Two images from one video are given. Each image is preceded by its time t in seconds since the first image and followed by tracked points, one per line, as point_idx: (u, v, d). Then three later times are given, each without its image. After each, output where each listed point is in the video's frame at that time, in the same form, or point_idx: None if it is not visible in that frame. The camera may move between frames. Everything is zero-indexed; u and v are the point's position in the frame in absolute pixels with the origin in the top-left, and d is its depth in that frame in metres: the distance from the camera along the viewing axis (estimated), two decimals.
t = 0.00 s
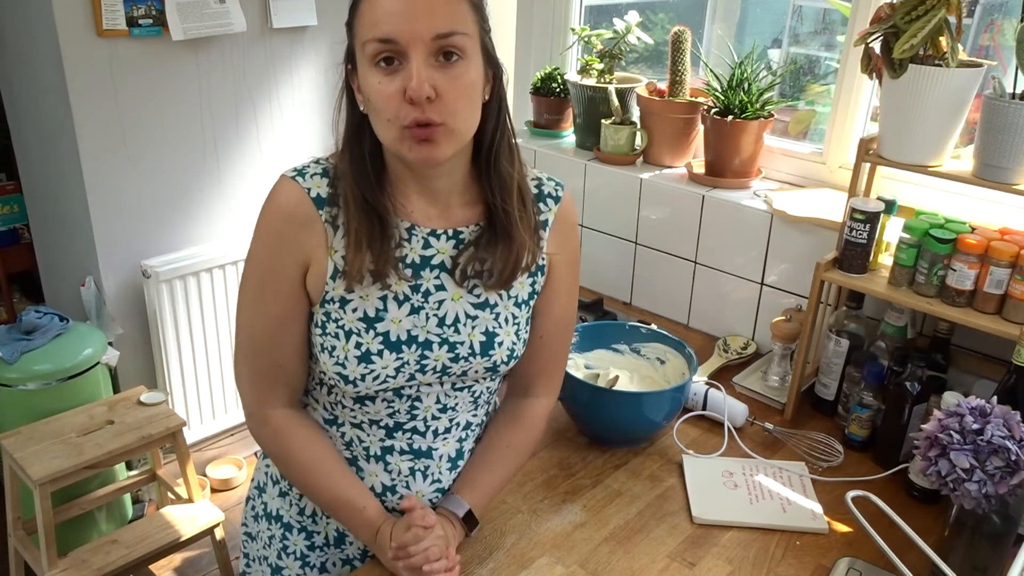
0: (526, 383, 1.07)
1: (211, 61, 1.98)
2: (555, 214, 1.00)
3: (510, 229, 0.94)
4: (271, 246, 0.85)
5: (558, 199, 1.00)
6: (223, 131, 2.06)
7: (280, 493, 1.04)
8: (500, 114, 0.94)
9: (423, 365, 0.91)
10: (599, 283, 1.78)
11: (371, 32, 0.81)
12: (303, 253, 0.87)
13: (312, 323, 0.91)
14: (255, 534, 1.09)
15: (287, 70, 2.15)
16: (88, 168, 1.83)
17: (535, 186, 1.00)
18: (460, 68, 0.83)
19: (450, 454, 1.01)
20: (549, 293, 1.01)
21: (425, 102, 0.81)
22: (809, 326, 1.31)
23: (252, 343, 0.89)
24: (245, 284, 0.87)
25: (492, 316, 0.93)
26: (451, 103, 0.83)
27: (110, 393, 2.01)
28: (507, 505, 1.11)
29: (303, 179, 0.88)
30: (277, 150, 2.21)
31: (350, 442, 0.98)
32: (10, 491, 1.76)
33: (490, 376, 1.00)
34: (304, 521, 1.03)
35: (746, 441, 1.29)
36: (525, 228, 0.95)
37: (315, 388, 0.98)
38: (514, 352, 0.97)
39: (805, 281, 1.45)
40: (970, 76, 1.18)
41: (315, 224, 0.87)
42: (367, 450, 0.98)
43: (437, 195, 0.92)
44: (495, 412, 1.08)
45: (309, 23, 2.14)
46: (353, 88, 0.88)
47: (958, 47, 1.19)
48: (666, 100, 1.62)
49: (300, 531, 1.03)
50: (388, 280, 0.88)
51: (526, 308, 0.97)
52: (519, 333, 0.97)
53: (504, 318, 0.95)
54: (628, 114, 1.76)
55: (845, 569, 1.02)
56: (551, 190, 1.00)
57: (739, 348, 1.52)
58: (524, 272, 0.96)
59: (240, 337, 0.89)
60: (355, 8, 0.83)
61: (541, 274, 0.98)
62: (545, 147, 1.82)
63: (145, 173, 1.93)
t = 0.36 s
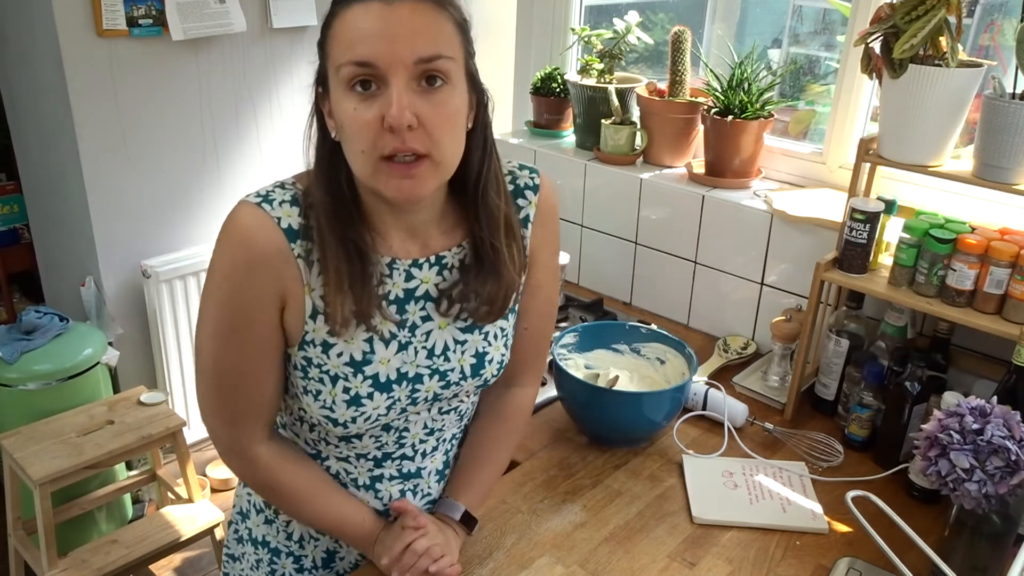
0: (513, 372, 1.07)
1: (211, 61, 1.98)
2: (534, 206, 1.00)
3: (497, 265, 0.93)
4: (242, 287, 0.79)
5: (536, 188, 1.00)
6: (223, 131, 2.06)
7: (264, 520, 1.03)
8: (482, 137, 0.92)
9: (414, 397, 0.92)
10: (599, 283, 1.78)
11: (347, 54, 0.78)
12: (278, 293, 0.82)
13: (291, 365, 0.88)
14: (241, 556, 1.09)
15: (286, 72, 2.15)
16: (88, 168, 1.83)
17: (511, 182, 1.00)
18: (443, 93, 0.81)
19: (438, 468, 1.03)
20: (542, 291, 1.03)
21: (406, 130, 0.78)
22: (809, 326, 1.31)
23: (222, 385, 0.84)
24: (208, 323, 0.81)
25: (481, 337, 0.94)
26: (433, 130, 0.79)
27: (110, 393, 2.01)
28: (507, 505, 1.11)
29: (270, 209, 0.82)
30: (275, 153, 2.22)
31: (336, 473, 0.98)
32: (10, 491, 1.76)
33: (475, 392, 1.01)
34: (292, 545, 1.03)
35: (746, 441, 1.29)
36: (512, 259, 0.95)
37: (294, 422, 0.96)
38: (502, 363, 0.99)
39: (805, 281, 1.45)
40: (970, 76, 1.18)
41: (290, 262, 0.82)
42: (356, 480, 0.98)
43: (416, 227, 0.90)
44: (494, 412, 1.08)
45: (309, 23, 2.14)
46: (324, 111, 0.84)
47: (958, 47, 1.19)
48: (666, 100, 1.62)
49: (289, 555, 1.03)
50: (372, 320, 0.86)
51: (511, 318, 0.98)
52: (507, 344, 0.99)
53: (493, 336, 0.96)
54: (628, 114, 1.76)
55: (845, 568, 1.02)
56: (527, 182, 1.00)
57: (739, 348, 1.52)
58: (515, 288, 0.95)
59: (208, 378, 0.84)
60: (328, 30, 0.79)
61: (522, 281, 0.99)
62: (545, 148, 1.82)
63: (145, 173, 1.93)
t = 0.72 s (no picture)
0: (509, 375, 1.07)
1: (211, 61, 1.98)
2: (521, 213, 0.98)
3: (454, 285, 0.91)
4: (220, 316, 0.79)
5: (521, 195, 0.98)
6: (223, 131, 2.06)
7: (259, 522, 1.04)
8: (455, 154, 0.90)
9: (399, 415, 0.92)
10: (599, 283, 1.78)
11: (310, 83, 0.75)
12: (254, 321, 0.81)
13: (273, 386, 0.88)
14: (236, 553, 1.09)
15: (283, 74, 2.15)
16: (88, 168, 1.83)
17: (495, 188, 0.97)
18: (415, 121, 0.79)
19: (430, 470, 1.03)
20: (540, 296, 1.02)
21: (375, 164, 0.76)
22: (809, 326, 1.31)
23: (204, 409, 0.84)
24: (186, 350, 0.80)
25: (467, 351, 0.94)
26: (405, 161, 0.78)
27: (110, 393, 2.01)
28: (507, 505, 1.11)
29: (242, 235, 0.81)
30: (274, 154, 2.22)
31: (328, 482, 0.98)
32: (10, 492, 1.76)
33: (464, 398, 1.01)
34: (283, 550, 1.03)
35: (746, 441, 1.29)
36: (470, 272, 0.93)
37: (283, 433, 0.96)
38: (490, 371, 0.99)
39: (805, 281, 1.45)
40: (970, 76, 1.18)
41: (263, 289, 0.81)
42: (347, 488, 0.98)
43: (391, 243, 0.89)
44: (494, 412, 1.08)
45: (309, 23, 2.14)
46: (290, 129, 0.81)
47: (958, 47, 1.19)
48: (666, 101, 1.62)
49: (281, 559, 1.03)
50: (351, 343, 0.86)
51: (498, 326, 0.98)
52: (495, 353, 0.99)
53: (478, 348, 0.95)
54: (628, 114, 1.76)
55: (845, 568, 1.02)
56: (512, 188, 0.97)
57: (739, 348, 1.52)
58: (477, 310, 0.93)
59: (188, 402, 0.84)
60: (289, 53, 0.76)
61: (508, 288, 0.98)
62: (545, 148, 1.82)
63: (144, 173, 1.93)
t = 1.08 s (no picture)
0: (504, 363, 1.06)
1: (211, 61, 1.98)
2: (505, 190, 0.99)
3: (442, 253, 0.92)
4: (223, 294, 0.80)
5: (505, 173, 0.99)
6: (223, 130, 2.06)
7: (277, 529, 1.05)
8: (435, 132, 0.91)
9: (404, 385, 0.92)
10: (599, 283, 1.78)
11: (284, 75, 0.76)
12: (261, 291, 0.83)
13: (282, 364, 0.89)
14: (257, 568, 1.10)
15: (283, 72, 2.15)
16: (88, 167, 1.83)
17: (478, 169, 0.99)
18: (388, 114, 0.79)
19: (446, 458, 1.03)
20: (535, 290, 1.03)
21: (348, 153, 0.77)
22: (809, 326, 1.31)
23: (214, 392, 0.85)
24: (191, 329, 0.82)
25: (464, 321, 0.95)
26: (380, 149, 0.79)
27: (110, 392, 2.01)
28: (507, 505, 1.11)
29: (241, 210, 0.83)
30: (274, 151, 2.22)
31: (347, 472, 0.98)
32: (10, 491, 1.76)
33: (468, 377, 1.02)
34: (303, 556, 1.03)
35: (746, 441, 1.29)
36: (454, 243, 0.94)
37: (298, 426, 0.98)
38: (490, 347, 0.99)
39: (805, 281, 1.45)
40: (970, 76, 1.18)
41: (264, 259, 0.83)
42: (366, 476, 0.98)
43: (383, 218, 0.91)
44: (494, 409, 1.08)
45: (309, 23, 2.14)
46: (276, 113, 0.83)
47: (958, 47, 1.19)
48: (665, 101, 1.62)
49: (302, 565, 1.04)
50: (350, 310, 0.87)
51: (493, 300, 0.98)
52: (493, 328, 0.99)
53: (475, 319, 0.96)
54: (628, 114, 1.76)
55: (845, 569, 1.02)
56: (496, 167, 0.99)
57: (739, 348, 1.52)
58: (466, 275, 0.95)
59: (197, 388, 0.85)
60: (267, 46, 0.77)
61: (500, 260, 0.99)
62: (545, 148, 1.82)
63: (144, 173, 1.93)
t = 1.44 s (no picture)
0: (523, 364, 1.07)
1: (212, 61, 1.98)
2: (522, 188, 1.01)
3: (447, 231, 0.95)
4: (246, 263, 0.91)
5: (524, 173, 1.02)
6: (223, 130, 2.06)
7: (290, 504, 1.06)
8: (444, 120, 0.95)
9: (409, 363, 0.95)
10: (599, 283, 1.78)
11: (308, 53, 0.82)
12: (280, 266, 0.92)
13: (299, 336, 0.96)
14: (265, 543, 1.10)
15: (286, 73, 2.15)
16: (87, 167, 1.83)
17: (500, 167, 1.02)
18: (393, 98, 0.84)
19: (461, 454, 1.03)
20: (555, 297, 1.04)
21: (359, 135, 0.83)
22: (809, 326, 1.31)
23: (240, 360, 0.93)
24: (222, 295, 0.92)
25: (470, 306, 0.96)
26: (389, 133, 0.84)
27: (111, 392, 2.01)
28: (507, 504, 1.11)
29: (269, 189, 0.94)
30: (276, 152, 2.22)
31: (360, 453, 1.01)
32: (10, 491, 1.76)
33: (484, 370, 1.03)
34: (309, 534, 1.03)
35: (746, 441, 1.29)
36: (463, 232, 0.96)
37: (321, 403, 1.02)
38: (500, 339, 0.99)
39: (805, 281, 1.45)
40: (970, 76, 1.18)
41: (284, 233, 0.93)
42: (378, 458, 1.00)
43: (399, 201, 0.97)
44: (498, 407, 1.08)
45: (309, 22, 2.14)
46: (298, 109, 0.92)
47: (958, 47, 1.19)
48: (665, 101, 1.62)
49: (307, 544, 1.04)
50: (359, 283, 0.93)
51: (505, 293, 0.99)
52: (504, 319, 0.99)
53: (483, 307, 0.97)
54: (627, 114, 1.76)
55: (845, 568, 1.02)
56: (516, 167, 1.02)
57: (739, 348, 1.52)
58: (472, 258, 0.97)
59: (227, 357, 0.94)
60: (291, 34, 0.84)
61: (515, 255, 1.00)
62: (545, 148, 1.82)
63: (145, 173, 1.94)
